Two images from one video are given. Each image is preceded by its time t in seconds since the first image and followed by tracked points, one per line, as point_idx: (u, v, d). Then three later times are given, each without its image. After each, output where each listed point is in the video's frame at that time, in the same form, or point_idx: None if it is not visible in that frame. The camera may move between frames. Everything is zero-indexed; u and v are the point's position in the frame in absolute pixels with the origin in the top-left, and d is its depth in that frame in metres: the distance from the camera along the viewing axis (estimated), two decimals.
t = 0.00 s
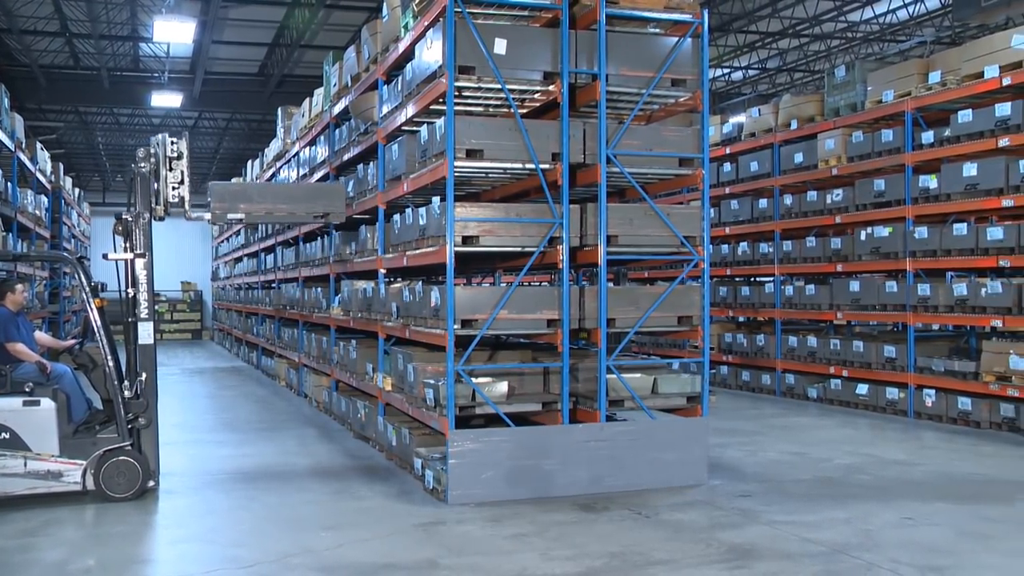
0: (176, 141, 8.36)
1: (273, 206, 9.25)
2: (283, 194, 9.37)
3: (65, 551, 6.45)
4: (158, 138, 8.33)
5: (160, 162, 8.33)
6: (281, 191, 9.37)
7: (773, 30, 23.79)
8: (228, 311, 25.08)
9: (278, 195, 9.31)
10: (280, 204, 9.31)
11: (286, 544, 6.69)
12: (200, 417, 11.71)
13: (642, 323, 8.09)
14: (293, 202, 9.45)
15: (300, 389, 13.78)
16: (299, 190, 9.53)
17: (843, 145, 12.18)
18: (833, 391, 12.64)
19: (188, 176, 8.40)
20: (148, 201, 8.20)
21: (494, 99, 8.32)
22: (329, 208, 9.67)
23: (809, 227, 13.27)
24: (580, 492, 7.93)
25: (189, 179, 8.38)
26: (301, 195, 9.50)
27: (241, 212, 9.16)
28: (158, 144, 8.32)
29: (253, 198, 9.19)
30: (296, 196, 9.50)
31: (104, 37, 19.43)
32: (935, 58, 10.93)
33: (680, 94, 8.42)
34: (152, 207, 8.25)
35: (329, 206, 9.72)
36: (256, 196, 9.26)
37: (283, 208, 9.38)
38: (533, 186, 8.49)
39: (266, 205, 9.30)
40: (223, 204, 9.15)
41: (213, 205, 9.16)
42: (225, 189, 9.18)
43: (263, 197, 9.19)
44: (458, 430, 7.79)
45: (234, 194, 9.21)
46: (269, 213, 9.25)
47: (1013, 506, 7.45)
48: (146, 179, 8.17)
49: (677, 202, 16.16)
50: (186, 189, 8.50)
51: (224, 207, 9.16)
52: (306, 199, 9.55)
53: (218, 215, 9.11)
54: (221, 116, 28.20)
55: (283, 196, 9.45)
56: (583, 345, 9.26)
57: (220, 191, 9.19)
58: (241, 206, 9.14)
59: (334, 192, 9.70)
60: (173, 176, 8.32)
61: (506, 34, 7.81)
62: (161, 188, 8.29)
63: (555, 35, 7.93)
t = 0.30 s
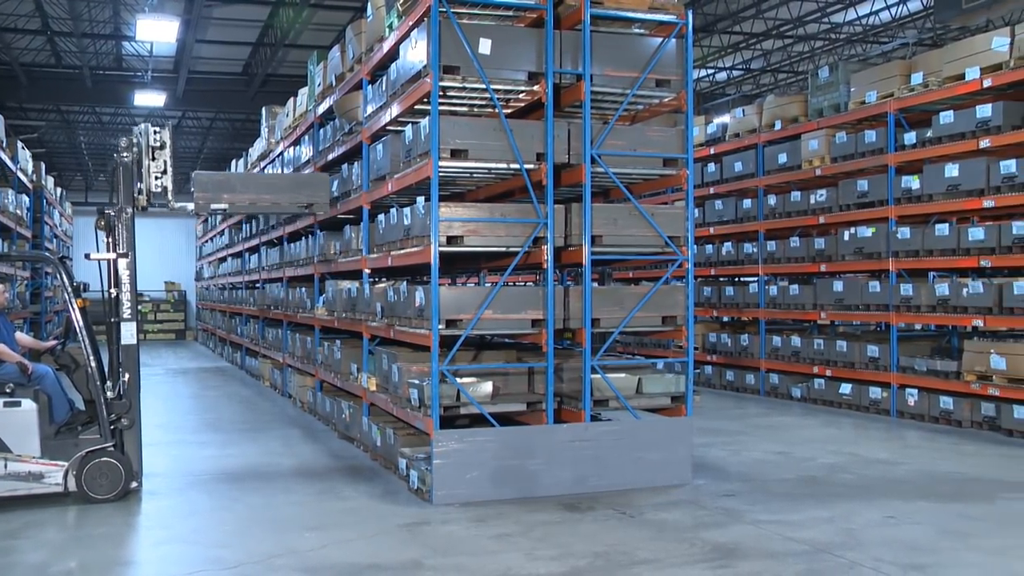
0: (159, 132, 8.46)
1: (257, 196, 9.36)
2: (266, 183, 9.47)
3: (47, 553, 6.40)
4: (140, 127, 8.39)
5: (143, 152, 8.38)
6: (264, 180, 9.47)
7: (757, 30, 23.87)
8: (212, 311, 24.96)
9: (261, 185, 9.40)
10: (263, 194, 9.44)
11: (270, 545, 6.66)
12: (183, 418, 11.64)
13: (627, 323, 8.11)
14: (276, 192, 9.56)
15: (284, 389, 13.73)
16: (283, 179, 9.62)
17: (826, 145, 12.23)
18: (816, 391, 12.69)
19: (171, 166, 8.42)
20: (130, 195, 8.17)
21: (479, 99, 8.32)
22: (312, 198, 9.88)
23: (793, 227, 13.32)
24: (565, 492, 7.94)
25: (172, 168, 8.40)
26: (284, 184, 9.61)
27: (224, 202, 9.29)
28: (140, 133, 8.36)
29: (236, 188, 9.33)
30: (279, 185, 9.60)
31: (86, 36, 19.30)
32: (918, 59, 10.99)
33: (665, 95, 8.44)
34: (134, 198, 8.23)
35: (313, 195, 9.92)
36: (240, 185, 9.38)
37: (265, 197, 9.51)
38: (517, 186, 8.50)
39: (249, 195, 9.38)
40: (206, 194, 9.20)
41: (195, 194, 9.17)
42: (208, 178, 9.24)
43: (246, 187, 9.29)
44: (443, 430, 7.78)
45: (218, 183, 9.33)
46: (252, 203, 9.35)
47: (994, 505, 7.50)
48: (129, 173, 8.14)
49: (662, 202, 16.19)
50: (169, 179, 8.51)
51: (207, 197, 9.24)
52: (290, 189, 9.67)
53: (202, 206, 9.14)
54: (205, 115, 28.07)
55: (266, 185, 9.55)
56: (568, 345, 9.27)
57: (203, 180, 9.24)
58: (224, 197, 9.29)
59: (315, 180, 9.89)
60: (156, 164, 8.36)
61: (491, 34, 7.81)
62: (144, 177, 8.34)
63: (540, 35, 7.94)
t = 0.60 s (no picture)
0: (143, 123, 8.43)
1: (242, 188, 9.90)
2: (252, 176, 9.98)
3: (29, 555, 6.36)
4: (124, 119, 8.37)
5: (127, 143, 8.33)
6: (249, 173, 9.97)
7: (742, 31, 23.95)
8: (197, 311, 24.87)
9: (245, 176, 9.93)
10: (248, 186, 9.95)
11: (255, 545, 6.64)
12: (168, 418, 11.60)
13: (612, 323, 8.12)
14: (261, 183, 10.04)
15: (270, 390, 13.69)
16: (269, 171, 10.05)
17: (811, 146, 12.28)
18: (801, 390, 12.74)
19: (155, 158, 8.38)
20: (115, 191, 8.07)
21: (465, 99, 8.31)
22: (298, 190, 10.16)
23: (778, 227, 13.37)
24: (551, 491, 7.94)
25: (156, 160, 8.36)
26: (270, 176, 10.06)
27: (210, 194, 9.65)
28: (124, 125, 8.35)
29: (221, 180, 9.68)
30: (265, 177, 10.05)
31: (70, 34, 19.20)
32: (902, 60, 11.04)
33: (651, 95, 8.45)
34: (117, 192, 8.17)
35: (298, 187, 10.19)
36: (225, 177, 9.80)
37: (251, 189, 10.02)
38: (504, 186, 8.49)
39: (235, 187, 9.92)
40: (191, 185, 9.64)
41: (181, 186, 9.61)
42: (193, 170, 9.65)
43: (232, 179, 9.75)
44: (429, 430, 7.78)
45: (202, 175, 9.70)
46: (238, 195, 9.89)
47: (977, 503, 7.54)
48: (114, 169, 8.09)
49: (648, 202, 16.23)
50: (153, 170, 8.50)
51: (193, 188, 9.69)
52: (276, 181, 10.07)
53: (189, 197, 9.56)
54: (190, 114, 27.97)
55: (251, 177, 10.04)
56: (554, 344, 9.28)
57: (188, 172, 9.66)
58: (210, 187, 9.63)
59: (302, 173, 10.13)
60: (141, 156, 8.32)
61: (477, 34, 7.80)
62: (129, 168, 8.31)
63: (526, 35, 7.94)
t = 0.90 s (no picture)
0: (129, 117, 8.47)
1: (230, 183, 9.40)
2: (241, 169, 9.52)
3: (14, 557, 6.32)
4: (112, 113, 8.40)
5: (114, 137, 8.35)
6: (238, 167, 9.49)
7: (729, 31, 24.01)
8: (184, 311, 24.78)
9: (233, 171, 9.44)
10: (236, 180, 9.48)
11: (242, 546, 6.62)
12: (154, 419, 11.55)
13: (600, 323, 8.12)
14: (249, 178, 9.59)
15: (257, 390, 13.66)
16: (257, 165, 9.67)
17: (798, 146, 12.32)
18: (788, 390, 12.79)
19: (142, 152, 8.38)
20: (101, 186, 8.07)
21: (453, 99, 8.31)
22: (286, 184, 9.83)
23: (765, 227, 13.40)
24: (538, 491, 7.94)
25: (144, 154, 8.35)
26: (258, 170, 9.67)
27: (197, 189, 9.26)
28: (112, 119, 8.38)
29: (208, 174, 9.32)
30: (253, 171, 9.64)
31: (54, 33, 19.09)
32: (888, 61, 11.07)
33: (638, 95, 8.46)
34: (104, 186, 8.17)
35: (286, 181, 9.92)
36: (212, 172, 9.38)
37: (239, 183, 9.54)
38: (491, 186, 8.50)
39: (223, 181, 9.44)
40: (179, 180, 9.20)
41: (168, 181, 9.14)
42: (181, 165, 9.23)
43: (219, 173, 9.30)
44: (416, 430, 7.77)
45: (189, 169, 9.32)
46: (226, 189, 9.41)
47: (962, 502, 7.59)
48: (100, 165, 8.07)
49: (636, 202, 16.23)
50: (140, 165, 8.47)
51: (180, 182, 9.23)
52: (264, 175, 9.72)
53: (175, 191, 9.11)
54: (177, 114, 27.86)
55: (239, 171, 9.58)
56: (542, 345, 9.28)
57: (175, 166, 9.23)
58: (197, 182, 9.26)
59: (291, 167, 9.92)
60: (128, 150, 8.32)
61: (464, 34, 7.80)
62: (116, 163, 8.32)
63: (513, 35, 7.94)
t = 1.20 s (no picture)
0: (119, 111, 8.38)
1: (220, 177, 9.36)
2: (230, 164, 9.46)
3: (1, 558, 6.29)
4: (101, 107, 8.35)
5: (103, 131, 8.30)
6: (228, 160, 9.44)
7: (717, 32, 24.08)
8: (171, 311, 24.69)
9: (224, 165, 9.39)
10: (227, 174, 9.41)
11: (228, 546, 6.61)
12: (141, 419, 11.51)
13: (588, 323, 8.13)
14: (239, 172, 9.49)
15: (244, 390, 13.62)
16: (248, 160, 9.55)
17: (785, 147, 12.36)
18: (776, 389, 12.83)
19: (132, 146, 8.31)
20: (90, 179, 8.06)
21: (441, 99, 8.31)
22: (277, 178, 9.67)
23: (753, 227, 13.44)
24: (527, 491, 7.94)
25: (132, 148, 8.28)
26: (248, 165, 9.55)
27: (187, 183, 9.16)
28: (101, 113, 8.32)
29: (199, 168, 9.27)
30: (243, 166, 9.55)
31: (40, 31, 19.01)
32: (874, 62, 11.11)
33: (626, 95, 8.47)
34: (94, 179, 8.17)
35: (277, 175, 9.72)
36: (202, 165, 9.34)
37: (229, 177, 9.49)
38: (479, 186, 8.49)
39: (213, 175, 9.39)
40: (168, 174, 9.20)
41: (157, 174, 9.20)
42: (170, 158, 9.18)
43: (209, 167, 9.28)
44: (404, 430, 7.77)
45: (179, 162, 9.23)
46: (216, 184, 9.34)
47: (948, 501, 7.62)
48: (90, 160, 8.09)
49: (624, 202, 16.25)
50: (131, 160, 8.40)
51: (171, 177, 9.23)
52: (254, 170, 9.58)
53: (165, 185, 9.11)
54: (164, 113, 27.77)
55: (229, 166, 9.52)
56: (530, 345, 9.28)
57: (165, 160, 9.21)
58: (188, 176, 9.19)
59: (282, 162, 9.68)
60: (117, 144, 8.26)
61: (453, 34, 7.80)
62: (105, 155, 8.26)
63: (501, 35, 7.94)
